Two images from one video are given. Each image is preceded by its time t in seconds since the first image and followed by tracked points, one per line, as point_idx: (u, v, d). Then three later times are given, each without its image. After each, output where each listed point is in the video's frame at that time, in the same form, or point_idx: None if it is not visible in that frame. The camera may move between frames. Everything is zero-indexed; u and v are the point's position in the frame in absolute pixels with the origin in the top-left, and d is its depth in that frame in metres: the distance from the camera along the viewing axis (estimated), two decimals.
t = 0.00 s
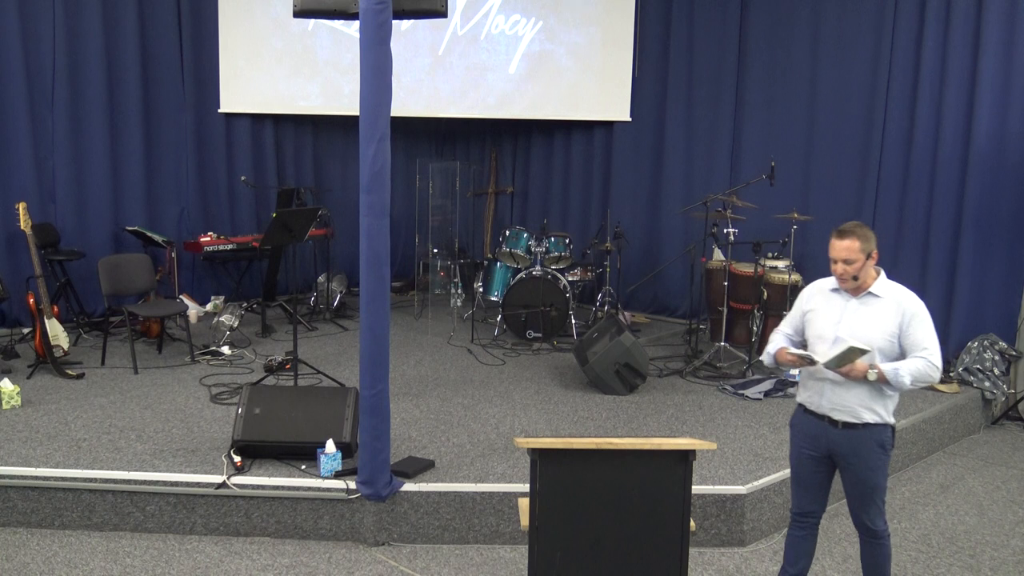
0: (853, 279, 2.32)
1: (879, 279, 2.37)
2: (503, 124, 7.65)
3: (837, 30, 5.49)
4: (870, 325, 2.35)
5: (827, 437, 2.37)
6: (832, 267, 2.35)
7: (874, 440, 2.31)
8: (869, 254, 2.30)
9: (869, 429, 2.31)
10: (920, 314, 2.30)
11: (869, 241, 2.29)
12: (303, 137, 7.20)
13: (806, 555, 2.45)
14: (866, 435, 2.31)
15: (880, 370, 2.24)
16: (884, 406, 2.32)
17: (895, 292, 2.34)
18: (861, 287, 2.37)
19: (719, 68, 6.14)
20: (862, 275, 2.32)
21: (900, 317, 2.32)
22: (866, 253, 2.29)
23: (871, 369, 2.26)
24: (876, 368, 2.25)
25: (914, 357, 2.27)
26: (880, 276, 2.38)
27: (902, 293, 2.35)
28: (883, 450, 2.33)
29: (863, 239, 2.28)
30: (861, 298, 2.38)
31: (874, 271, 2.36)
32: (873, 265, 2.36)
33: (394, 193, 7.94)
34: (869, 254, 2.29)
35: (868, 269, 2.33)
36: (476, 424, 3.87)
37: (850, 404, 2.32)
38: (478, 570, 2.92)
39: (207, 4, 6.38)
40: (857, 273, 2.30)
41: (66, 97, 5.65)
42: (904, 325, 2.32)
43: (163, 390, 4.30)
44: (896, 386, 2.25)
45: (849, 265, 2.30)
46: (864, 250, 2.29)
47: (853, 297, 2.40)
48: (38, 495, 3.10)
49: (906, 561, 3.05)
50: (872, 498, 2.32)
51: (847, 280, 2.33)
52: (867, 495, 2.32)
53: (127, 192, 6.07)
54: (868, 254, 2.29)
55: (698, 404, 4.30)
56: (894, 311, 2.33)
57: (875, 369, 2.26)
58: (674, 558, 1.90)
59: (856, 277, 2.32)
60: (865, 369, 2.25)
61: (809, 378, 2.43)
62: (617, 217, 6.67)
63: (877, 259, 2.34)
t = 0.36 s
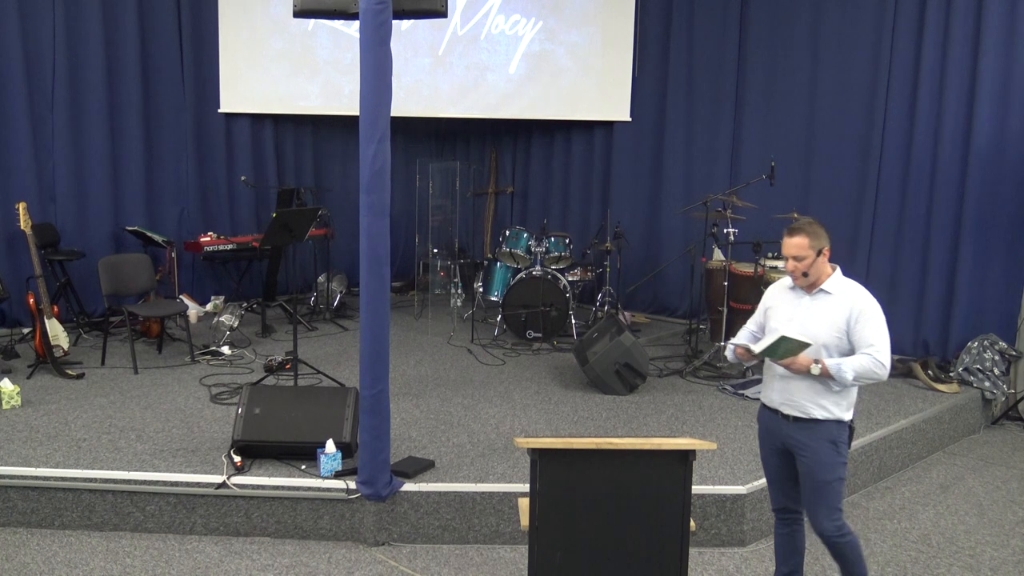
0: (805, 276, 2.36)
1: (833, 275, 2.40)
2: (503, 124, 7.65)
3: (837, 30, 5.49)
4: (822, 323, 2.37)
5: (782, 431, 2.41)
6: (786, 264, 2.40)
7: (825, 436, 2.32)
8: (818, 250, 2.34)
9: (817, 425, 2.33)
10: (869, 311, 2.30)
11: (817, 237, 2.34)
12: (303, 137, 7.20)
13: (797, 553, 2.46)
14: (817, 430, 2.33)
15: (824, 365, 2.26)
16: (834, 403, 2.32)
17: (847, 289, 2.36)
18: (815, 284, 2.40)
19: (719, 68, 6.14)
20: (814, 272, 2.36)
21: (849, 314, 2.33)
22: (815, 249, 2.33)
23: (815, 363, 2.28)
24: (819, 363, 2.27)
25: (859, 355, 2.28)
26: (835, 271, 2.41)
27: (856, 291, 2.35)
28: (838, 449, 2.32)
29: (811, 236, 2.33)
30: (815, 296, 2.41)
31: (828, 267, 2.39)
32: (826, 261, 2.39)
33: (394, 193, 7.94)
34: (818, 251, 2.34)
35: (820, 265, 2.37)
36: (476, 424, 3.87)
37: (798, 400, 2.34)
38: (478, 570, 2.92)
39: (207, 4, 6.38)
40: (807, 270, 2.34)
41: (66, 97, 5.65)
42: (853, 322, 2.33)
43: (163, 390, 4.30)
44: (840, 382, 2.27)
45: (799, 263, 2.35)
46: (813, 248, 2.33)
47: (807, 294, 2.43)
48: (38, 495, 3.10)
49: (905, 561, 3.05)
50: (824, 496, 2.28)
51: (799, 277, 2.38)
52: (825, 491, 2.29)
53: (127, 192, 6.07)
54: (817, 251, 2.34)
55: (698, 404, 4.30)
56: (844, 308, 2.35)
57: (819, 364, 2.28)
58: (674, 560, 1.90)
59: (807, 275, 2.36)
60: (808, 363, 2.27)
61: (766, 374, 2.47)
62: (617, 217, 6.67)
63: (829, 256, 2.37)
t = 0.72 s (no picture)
0: (773, 267, 2.36)
1: (802, 275, 2.37)
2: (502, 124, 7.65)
3: (837, 30, 5.49)
4: (786, 323, 2.36)
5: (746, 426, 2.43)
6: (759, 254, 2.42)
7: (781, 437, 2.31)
8: (789, 244, 2.34)
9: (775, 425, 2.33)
10: (830, 313, 2.26)
11: (792, 232, 2.34)
12: (303, 137, 7.20)
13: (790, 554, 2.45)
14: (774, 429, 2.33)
15: (780, 368, 2.26)
16: (794, 406, 2.31)
17: (810, 288, 2.33)
18: (782, 281, 2.38)
19: (719, 68, 6.14)
20: (780, 265, 2.35)
21: (810, 314, 2.30)
22: (785, 241, 2.34)
23: (773, 366, 2.29)
24: (776, 365, 2.27)
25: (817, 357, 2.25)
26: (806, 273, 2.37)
27: (819, 292, 2.31)
28: (791, 453, 2.31)
29: (784, 228, 2.35)
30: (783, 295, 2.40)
31: (798, 267, 2.37)
32: (799, 261, 2.37)
33: (394, 193, 7.94)
34: (788, 244, 2.33)
35: (790, 262, 2.35)
36: (476, 424, 3.87)
37: (759, 401, 2.36)
38: (478, 570, 2.92)
39: (207, 3, 6.38)
40: (775, 259, 2.34)
41: (66, 97, 5.65)
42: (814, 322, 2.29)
43: (163, 390, 4.30)
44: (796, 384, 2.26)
45: (768, 250, 2.36)
46: (787, 239, 2.34)
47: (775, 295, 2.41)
48: (38, 495, 3.10)
49: (905, 561, 3.05)
50: (761, 491, 2.30)
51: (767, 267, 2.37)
52: (767, 488, 2.30)
53: (127, 192, 6.08)
54: (786, 243, 2.34)
55: (698, 404, 4.30)
56: (805, 308, 2.31)
57: (777, 366, 2.28)
58: (674, 560, 1.90)
59: (776, 267, 2.36)
60: (764, 366, 2.28)
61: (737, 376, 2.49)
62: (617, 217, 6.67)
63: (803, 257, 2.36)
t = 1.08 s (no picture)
0: (736, 270, 2.28)
1: (764, 282, 2.29)
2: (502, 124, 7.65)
3: (837, 30, 5.49)
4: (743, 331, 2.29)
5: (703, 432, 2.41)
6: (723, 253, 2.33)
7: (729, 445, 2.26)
8: (755, 249, 2.27)
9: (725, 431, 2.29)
10: (784, 324, 2.18)
11: (761, 237, 2.27)
12: (302, 137, 7.20)
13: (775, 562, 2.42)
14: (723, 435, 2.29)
15: (731, 377, 2.19)
16: (746, 416, 2.26)
17: (768, 296, 2.26)
18: (743, 286, 2.31)
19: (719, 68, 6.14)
20: (743, 270, 2.27)
21: (766, 323, 2.22)
22: (752, 245, 2.26)
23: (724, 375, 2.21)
24: (727, 374, 2.20)
25: (769, 367, 2.17)
26: (768, 281, 2.30)
27: (778, 302, 2.23)
28: (740, 461, 2.25)
29: (753, 231, 2.27)
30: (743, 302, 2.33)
31: (760, 274, 2.29)
32: (763, 268, 2.31)
33: (394, 193, 7.94)
34: (754, 249, 2.26)
35: (753, 268, 2.28)
36: (476, 424, 3.87)
37: (711, 409, 2.32)
38: (478, 570, 2.92)
39: (207, 4, 6.38)
40: (741, 261, 2.26)
41: (66, 97, 5.65)
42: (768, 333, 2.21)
43: (163, 390, 4.30)
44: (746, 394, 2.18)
45: (734, 251, 2.28)
46: (754, 243, 2.27)
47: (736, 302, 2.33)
48: (38, 495, 3.10)
49: (905, 561, 3.05)
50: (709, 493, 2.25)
51: (730, 269, 2.29)
52: (717, 495, 2.24)
53: (126, 192, 6.08)
54: (753, 248, 2.26)
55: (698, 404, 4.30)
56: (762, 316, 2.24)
57: (728, 374, 2.21)
58: (674, 560, 1.90)
59: (739, 270, 2.28)
60: (715, 375, 2.21)
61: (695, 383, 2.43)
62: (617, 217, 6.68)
63: (767, 264, 2.29)
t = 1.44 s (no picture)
0: (693, 269, 2.28)
1: (721, 281, 2.29)
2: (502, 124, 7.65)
3: (837, 30, 5.49)
4: (698, 330, 2.29)
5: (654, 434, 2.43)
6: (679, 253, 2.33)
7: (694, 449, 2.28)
8: (711, 246, 2.26)
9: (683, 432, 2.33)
10: (738, 323, 2.18)
11: (716, 235, 2.26)
12: (302, 137, 7.20)
13: None
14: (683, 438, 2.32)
15: (681, 377, 2.19)
16: (699, 416, 2.30)
17: (723, 295, 2.25)
18: (700, 285, 2.31)
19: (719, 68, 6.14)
20: (699, 269, 2.27)
21: (720, 322, 2.23)
22: (707, 243, 2.26)
23: (675, 375, 2.22)
24: (678, 374, 2.20)
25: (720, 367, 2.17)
26: (725, 278, 2.29)
27: (733, 302, 2.23)
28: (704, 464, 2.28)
29: (707, 229, 2.26)
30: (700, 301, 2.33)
31: (717, 273, 2.29)
32: (721, 266, 2.30)
33: (393, 193, 7.94)
34: (709, 247, 2.26)
35: (710, 266, 2.28)
36: (476, 424, 3.87)
37: (664, 409, 2.36)
38: (478, 570, 2.92)
39: (207, 3, 6.38)
40: (697, 260, 2.26)
41: (66, 97, 5.65)
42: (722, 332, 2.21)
43: (163, 390, 4.30)
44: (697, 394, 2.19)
45: (690, 251, 2.28)
46: (708, 241, 2.27)
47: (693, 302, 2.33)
48: (38, 495, 3.10)
49: (905, 561, 3.05)
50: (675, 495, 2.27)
51: (687, 268, 2.29)
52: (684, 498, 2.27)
53: (126, 192, 6.08)
54: (709, 246, 2.26)
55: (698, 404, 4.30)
56: (716, 314, 2.24)
57: (678, 375, 2.21)
58: (674, 559, 1.90)
59: (694, 269, 2.28)
60: (666, 375, 2.21)
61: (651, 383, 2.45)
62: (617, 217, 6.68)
63: (723, 260, 2.29)
